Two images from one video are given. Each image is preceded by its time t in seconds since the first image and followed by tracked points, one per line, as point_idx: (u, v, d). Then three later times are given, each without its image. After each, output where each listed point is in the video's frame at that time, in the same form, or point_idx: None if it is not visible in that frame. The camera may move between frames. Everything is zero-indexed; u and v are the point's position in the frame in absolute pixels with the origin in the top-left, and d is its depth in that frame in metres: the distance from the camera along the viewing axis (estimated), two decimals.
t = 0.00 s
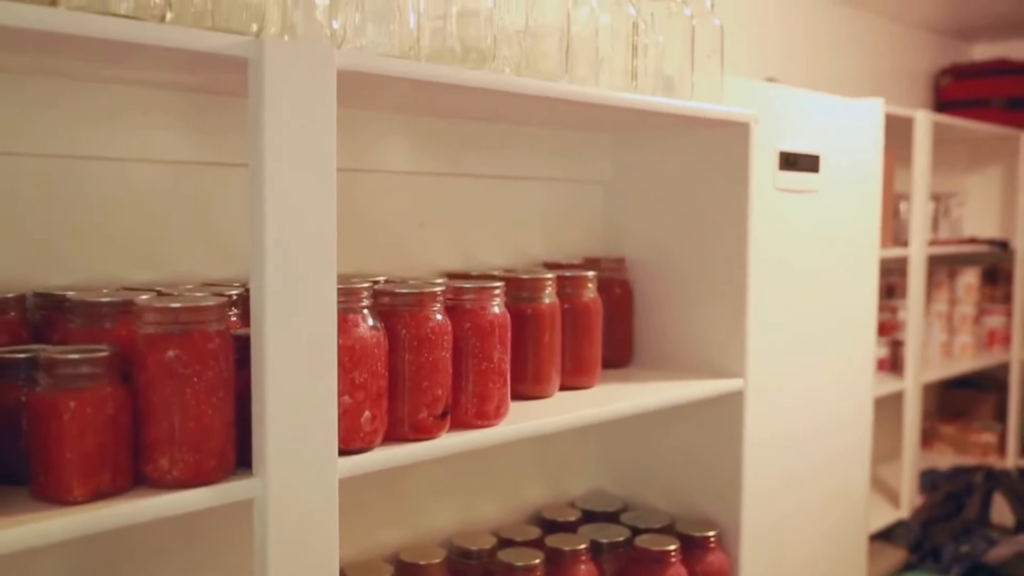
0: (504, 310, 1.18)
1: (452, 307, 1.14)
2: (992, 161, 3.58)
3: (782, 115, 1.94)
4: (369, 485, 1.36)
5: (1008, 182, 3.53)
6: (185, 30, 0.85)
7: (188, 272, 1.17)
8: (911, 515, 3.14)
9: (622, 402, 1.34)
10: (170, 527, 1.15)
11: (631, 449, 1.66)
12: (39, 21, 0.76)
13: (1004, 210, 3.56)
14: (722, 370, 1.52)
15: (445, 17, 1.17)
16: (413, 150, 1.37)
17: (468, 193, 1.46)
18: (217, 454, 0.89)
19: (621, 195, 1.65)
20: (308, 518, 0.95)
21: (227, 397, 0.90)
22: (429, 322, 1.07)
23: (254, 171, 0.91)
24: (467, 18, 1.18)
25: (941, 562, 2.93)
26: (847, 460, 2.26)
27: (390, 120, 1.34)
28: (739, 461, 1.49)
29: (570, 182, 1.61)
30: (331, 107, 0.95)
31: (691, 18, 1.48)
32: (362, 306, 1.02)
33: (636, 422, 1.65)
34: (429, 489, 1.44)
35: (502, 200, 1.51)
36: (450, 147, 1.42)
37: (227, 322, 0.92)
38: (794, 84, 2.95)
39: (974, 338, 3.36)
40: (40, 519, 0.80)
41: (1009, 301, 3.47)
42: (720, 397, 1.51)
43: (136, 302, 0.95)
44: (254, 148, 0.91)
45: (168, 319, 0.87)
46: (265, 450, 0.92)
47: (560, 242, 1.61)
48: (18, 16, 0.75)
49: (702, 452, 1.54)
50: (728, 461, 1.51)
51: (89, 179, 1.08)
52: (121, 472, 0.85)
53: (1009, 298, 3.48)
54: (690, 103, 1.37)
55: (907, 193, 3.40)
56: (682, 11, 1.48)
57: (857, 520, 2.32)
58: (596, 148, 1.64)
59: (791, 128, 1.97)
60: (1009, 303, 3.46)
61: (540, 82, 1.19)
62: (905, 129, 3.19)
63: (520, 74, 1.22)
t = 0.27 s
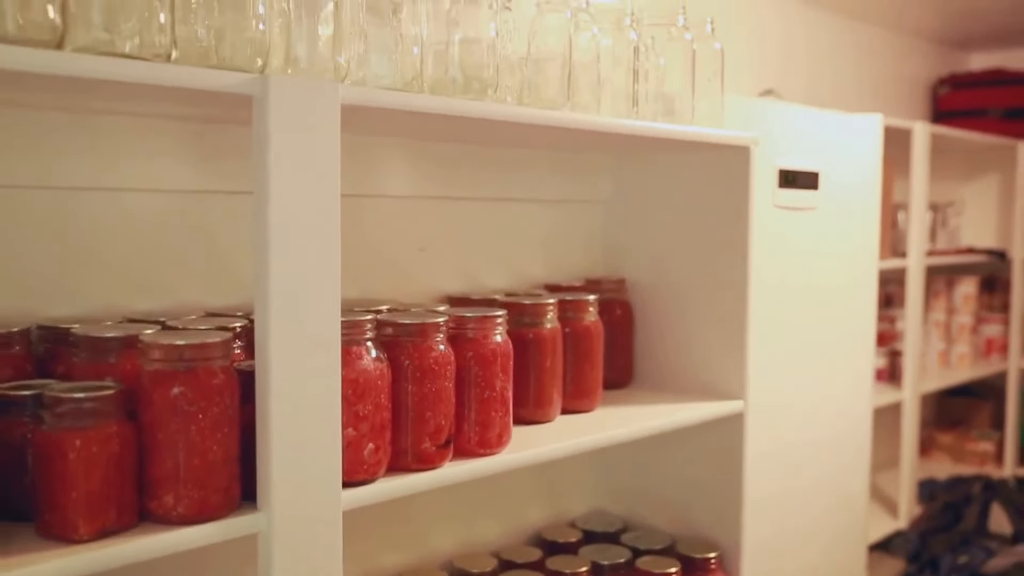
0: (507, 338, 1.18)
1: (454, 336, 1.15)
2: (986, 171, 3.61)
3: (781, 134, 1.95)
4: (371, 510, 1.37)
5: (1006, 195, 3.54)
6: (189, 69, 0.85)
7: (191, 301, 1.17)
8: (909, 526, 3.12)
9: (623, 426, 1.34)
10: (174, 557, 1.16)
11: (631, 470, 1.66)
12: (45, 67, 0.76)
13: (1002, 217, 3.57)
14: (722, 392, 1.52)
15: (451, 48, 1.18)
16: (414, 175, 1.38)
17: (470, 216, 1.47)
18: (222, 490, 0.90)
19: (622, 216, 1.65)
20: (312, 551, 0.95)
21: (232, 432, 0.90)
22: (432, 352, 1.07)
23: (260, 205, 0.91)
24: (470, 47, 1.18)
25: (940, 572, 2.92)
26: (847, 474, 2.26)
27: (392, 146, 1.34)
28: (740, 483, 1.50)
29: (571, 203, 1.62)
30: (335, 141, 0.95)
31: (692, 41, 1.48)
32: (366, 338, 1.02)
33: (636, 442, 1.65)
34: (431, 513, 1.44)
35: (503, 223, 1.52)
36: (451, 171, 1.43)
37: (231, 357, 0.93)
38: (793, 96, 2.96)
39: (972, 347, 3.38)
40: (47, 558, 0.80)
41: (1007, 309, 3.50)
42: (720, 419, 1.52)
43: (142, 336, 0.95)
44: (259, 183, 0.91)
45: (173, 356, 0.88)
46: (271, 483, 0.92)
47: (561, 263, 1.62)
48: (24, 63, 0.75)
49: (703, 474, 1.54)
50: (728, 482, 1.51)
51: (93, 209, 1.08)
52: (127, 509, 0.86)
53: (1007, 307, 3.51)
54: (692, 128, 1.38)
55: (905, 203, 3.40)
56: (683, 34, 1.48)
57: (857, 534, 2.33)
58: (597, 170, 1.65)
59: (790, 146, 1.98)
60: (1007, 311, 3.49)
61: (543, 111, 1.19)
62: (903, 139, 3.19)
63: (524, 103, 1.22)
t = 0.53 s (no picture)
0: (510, 364, 1.18)
1: (457, 362, 1.15)
2: (983, 180, 3.60)
3: (780, 151, 1.96)
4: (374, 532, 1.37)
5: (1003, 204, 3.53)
6: (194, 105, 0.85)
7: (194, 327, 1.17)
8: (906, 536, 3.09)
9: (625, 448, 1.34)
10: None
11: (632, 487, 1.67)
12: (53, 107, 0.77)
13: (1000, 224, 3.57)
14: (722, 411, 1.53)
15: (454, 75, 1.18)
16: (416, 197, 1.38)
17: (471, 237, 1.47)
18: (227, 522, 0.90)
19: (623, 234, 1.65)
20: None
21: (237, 465, 0.91)
22: (435, 380, 1.07)
23: (266, 239, 0.91)
24: (473, 75, 1.19)
25: None
26: (846, 487, 2.26)
27: (393, 168, 1.35)
28: (741, 503, 1.50)
29: (572, 222, 1.62)
30: (340, 174, 0.95)
31: (692, 63, 1.48)
32: (370, 367, 1.03)
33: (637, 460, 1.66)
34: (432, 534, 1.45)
35: (505, 243, 1.52)
36: (453, 193, 1.43)
37: (237, 389, 0.93)
38: (793, 106, 2.97)
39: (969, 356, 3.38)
40: None
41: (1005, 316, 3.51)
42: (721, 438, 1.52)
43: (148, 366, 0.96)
44: (264, 217, 0.91)
45: (179, 390, 0.88)
46: (275, 518, 0.92)
47: (562, 282, 1.62)
48: (30, 102, 0.75)
49: (703, 493, 1.55)
50: (729, 502, 1.51)
51: (98, 237, 1.09)
52: (133, 543, 0.86)
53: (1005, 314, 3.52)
54: (693, 151, 1.39)
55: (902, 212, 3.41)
56: (683, 56, 1.47)
57: (856, 547, 2.33)
58: (598, 189, 1.65)
59: (789, 161, 1.99)
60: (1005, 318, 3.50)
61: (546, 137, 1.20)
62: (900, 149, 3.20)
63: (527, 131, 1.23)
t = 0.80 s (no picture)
0: (515, 391, 1.19)
1: (463, 390, 1.15)
2: (984, 187, 3.57)
3: (782, 168, 1.96)
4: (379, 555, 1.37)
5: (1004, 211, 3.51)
6: (201, 142, 0.85)
7: (199, 354, 1.17)
8: (907, 544, 3.08)
9: (630, 472, 1.35)
10: None
11: (636, 505, 1.67)
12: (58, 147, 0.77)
13: (1000, 232, 3.55)
14: (726, 431, 1.53)
15: (461, 102, 1.18)
16: (421, 220, 1.38)
17: (475, 258, 1.47)
18: (236, 557, 0.90)
19: (626, 253, 1.66)
20: None
21: (246, 499, 0.91)
22: (442, 410, 1.08)
23: (274, 276, 0.91)
24: (481, 100, 1.19)
25: None
26: (848, 501, 2.26)
27: (397, 191, 1.35)
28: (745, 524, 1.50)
29: (575, 241, 1.63)
30: (348, 209, 0.95)
31: (696, 86, 1.48)
32: (377, 398, 1.03)
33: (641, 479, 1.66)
34: (437, 555, 1.45)
35: (509, 264, 1.52)
36: (458, 215, 1.44)
37: (245, 423, 0.93)
38: (793, 115, 2.97)
39: (969, 364, 3.38)
40: None
41: (1005, 324, 3.50)
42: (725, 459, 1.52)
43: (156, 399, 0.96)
44: (273, 254, 0.91)
45: (188, 426, 0.88)
46: (283, 556, 0.92)
47: (566, 301, 1.62)
48: (41, 145, 0.76)
49: (707, 513, 1.55)
50: (732, 522, 1.51)
51: (105, 266, 1.09)
52: None
53: (1005, 322, 3.50)
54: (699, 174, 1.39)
55: (903, 221, 3.41)
56: (688, 78, 1.47)
57: (858, 559, 2.33)
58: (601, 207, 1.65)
59: (792, 178, 1.99)
60: (1005, 326, 3.49)
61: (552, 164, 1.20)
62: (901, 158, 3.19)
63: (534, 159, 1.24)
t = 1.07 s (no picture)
0: (522, 416, 1.19)
1: (470, 415, 1.16)
2: (983, 193, 3.55)
3: (785, 184, 1.97)
4: None
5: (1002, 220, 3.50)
6: (211, 179, 0.85)
7: (206, 379, 1.17)
8: (908, 552, 3.06)
9: (635, 493, 1.35)
10: None
11: (641, 523, 1.68)
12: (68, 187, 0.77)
13: (998, 240, 3.51)
14: (730, 450, 1.53)
15: (467, 127, 1.19)
16: (426, 242, 1.39)
17: (480, 279, 1.47)
18: None
19: (630, 271, 1.66)
20: None
21: (256, 532, 0.91)
22: (449, 437, 1.08)
23: (284, 310, 0.92)
24: (490, 122, 1.19)
25: None
26: (851, 513, 2.25)
27: (402, 214, 1.35)
28: (749, 543, 1.50)
29: (579, 260, 1.63)
30: (357, 242, 0.96)
31: (701, 108, 1.49)
32: (385, 427, 1.03)
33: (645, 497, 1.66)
34: None
35: (514, 284, 1.53)
36: (463, 237, 1.44)
37: (254, 455, 0.93)
38: (794, 124, 2.96)
39: (969, 372, 3.37)
40: None
41: (1005, 332, 3.49)
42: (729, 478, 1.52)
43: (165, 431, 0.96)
44: (283, 288, 0.92)
45: (198, 460, 0.89)
46: None
47: (570, 320, 1.62)
48: (54, 184, 0.76)
49: (712, 532, 1.55)
50: (737, 542, 1.51)
51: (113, 294, 1.09)
52: None
53: (1005, 329, 3.49)
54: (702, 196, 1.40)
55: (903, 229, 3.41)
56: (693, 100, 1.49)
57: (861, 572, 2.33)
58: (605, 225, 1.66)
59: (794, 193, 2.00)
60: (1005, 334, 3.47)
61: (557, 190, 1.21)
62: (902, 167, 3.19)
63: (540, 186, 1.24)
